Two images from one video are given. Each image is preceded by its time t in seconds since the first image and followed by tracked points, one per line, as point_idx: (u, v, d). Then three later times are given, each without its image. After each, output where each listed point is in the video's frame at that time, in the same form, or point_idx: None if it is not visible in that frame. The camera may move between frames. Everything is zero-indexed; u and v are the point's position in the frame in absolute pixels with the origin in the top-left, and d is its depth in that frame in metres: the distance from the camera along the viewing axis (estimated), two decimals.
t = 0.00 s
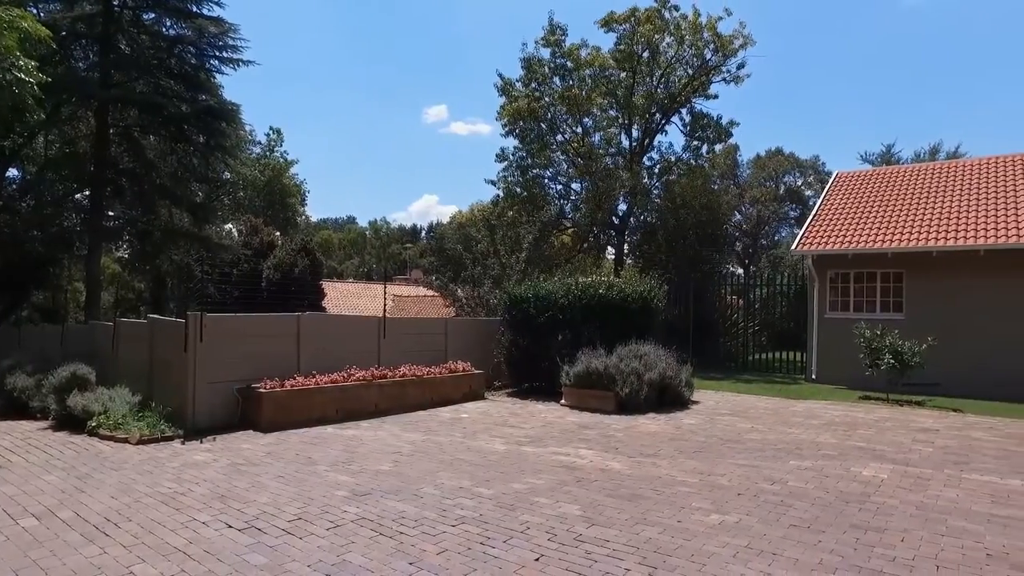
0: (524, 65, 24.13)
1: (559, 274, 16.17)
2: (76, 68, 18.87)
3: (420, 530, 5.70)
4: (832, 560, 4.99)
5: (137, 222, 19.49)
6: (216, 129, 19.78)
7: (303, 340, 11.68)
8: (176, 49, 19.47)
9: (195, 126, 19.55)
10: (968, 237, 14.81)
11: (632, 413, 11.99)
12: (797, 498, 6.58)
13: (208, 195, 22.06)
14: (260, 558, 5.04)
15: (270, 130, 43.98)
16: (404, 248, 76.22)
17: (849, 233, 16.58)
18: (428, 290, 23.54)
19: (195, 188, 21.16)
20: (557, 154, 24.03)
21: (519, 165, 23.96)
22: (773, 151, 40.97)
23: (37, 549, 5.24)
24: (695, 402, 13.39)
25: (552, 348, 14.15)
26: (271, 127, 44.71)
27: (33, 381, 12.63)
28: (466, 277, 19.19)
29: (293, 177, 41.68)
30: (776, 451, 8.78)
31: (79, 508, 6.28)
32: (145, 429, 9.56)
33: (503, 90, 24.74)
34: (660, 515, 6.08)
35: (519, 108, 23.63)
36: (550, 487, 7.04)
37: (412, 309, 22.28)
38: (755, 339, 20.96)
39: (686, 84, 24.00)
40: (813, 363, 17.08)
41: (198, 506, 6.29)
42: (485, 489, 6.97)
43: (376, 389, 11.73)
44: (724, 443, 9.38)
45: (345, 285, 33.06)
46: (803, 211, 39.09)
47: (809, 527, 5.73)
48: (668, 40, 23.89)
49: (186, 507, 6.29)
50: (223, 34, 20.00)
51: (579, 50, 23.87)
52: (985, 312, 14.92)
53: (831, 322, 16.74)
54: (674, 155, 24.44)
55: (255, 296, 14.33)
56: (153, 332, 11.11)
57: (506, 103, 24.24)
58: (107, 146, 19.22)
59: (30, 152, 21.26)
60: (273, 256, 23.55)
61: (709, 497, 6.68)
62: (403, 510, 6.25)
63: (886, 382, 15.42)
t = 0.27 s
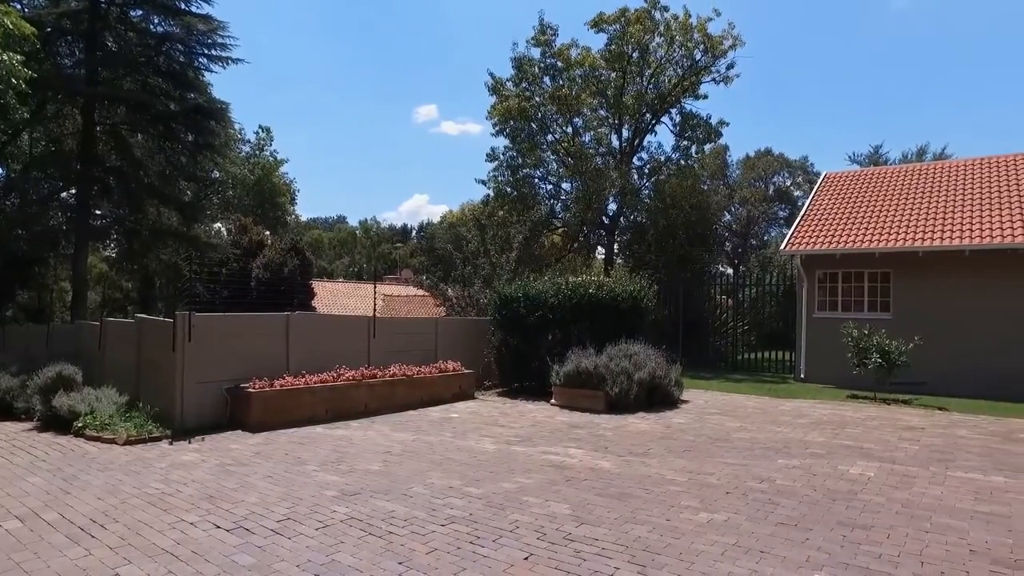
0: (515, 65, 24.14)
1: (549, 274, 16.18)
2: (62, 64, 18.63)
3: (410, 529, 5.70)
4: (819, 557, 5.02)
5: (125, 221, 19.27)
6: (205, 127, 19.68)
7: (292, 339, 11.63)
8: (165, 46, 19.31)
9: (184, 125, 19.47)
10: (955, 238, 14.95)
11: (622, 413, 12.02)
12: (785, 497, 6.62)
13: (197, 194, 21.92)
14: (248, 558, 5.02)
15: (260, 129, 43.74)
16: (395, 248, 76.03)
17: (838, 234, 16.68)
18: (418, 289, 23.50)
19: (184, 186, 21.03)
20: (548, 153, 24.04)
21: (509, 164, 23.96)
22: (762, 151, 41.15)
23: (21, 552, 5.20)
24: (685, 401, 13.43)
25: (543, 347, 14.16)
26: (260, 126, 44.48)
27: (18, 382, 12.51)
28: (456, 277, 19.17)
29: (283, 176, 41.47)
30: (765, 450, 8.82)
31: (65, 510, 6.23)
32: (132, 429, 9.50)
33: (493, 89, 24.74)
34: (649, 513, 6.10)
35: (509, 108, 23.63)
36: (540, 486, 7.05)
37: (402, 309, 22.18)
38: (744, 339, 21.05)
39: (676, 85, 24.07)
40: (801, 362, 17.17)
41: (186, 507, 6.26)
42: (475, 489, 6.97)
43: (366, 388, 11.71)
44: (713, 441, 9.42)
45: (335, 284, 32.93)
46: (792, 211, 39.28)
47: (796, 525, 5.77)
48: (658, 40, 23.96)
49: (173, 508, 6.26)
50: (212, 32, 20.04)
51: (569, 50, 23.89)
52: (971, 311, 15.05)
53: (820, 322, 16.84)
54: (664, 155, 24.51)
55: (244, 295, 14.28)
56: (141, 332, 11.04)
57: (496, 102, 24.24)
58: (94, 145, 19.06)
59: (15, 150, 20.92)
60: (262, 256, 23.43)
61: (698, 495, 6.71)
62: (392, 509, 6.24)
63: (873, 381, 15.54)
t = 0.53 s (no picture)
0: (505, 65, 24.15)
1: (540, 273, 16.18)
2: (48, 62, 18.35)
3: (400, 528, 5.70)
4: (808, 554, 5.05)
5: (113, 220, 19.08)
6: (194, 126, 19.56)
7: (282, 339, 11.60)
8: (153, 44, 19.17)
9: (173, 124, 19.26)
10: (942, 238, 15.07)
11: (612, 412, 12.05)
12: (774, 495, 6.65)
13: (186, 193, 21.79)
14: (237, 559, 5.00)
15: (250, 128, 43.55)
16: (386, 247, 75.86)
17: (826, 234, 16.78)
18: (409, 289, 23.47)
19: (173, 186, 20.89)
20: (538, 153, 24.07)
21: (500, 164, 23.97)
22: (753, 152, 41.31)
23: (7, 554, 5.16)
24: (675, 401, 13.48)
25: (534, 347, 14.17)
26: (250, 125, 44.29)
27: (4, 382, 12.41)
28: (447, 276, 19.16)
29: (273, 175, 41.32)
30: (754, 449, 8.87)
31: (51, 511, 6.19)
32: (120, 430, 9.44)
33: (484, 89, 24.74)
34: (639, 512, 6.12)
35: (499, 108, 23.64)
36: (530, 486, 7.06)
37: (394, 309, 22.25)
38: (734, 338, 21.13)
39: (666, 85, 24.14)
40: (791, 361, 17.26)
41: (174, 508, 6.23)
42: (465, 488, 6.97)
43: (356, 388, 11.69)
44: (703, 440, 9.46)
45: (325, 284, 32.83)
46: (782, 211, 39.45)
47: (785, 523, 5.80)
48: (648, 40, 24.01)
49: (161, 508, 6.23)
50: (201, 30, 19.98)
51: (560, 50, 23.92)
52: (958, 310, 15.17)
53: (809, 322, 16.93)
54: (654, 155, 24.58)
55: (234, 296, 14.22)
56: (129, 332, 10.98)
57: (487, 102, 24.24)
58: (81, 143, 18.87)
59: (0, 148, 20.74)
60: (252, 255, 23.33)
61: (688, 494, 6.74)
62: (383, 509, 6.23)
63: (862, 380, 15.65)
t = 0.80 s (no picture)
0: (495, 65, 24.15)
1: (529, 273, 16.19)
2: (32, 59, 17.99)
3: (389, 528, 5.69)
4: (795, 552, 5.09)
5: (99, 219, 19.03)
6: (182, 125, 19.42)
7: (270, 339, 11.56)
8: (140, 42, 19.02)
9: (160, 122, 19.10)
10: (928, 238, 15.21)
11: (602, 412, 12.09)
12: (761, 493, 6.69)
13: (174, 192, 21.66)
14: (225, 559, 4.98)
15: (239, 126, 43.33)
16: (375, 247, 75.66)
17: (815, 234, 16.87)
18: (398, 288, 23.42)
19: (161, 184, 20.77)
20: (528, 153, 24.08)
21: (489, 164, 23.97)
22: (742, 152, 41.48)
23: None
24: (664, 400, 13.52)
25: (523, 346, 14.18)
26: (239, 124, 44.07)
27: None
28: (437, 276, 19.15)
29: (262, 174, 41.12)
30: (742, 448, 8.92)
31: (36, 513, 6.14)
32: (106, 431, 9.37)
33: (474, 89, 24.73)
34: (628, 511, 6.14)
35: (489, 108, 23.63)
36: (519, 485, 7.07)
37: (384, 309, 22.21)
38: (723, 338, 21.22)
39: (656, 85, 24.21)
40: (779, 360, 17.34)
41: (161, 509, 6.19)
42: (454, 488, 6.97)
43: (345, 388, 11.66)
44: (691, 439, 9.50)
45: (314, 284, 32.71)
46: (770, 211, 39.63)
47: (773, 521, 5.83)
48: (638, 41, 24.08)
49: (148, 509, 6.19)
50: (189, 27, 19.87)
51: (549, 50, 23.95)
52: (944, 309, 15.31)
53: (797, 321, 17.01)
54: (644, 155, 24.64)
55: (223, 295, 14.17)
56: (115, 331, 10.91)
57: (476, 102, 24.23)
58: (66, 142, 18.67)
59: None
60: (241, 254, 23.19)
61: (677, 493, 6.76)
62: (372, 509, 6.22)
63: (849, 379, 15.76)
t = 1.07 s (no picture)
0: (485, 65, 24.14)
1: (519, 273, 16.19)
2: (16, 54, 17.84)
3: (378, 528, 5.68)
4: (782, 550, 5.12)
5: (87, 218, 18.78)
6: (170, 123, 19.32)
7: (259, 338, 11.51)
8: (127, 39, 18.87)
9: (147, 120, 19.05)
10: (914, 238, 15.33)
11: (591, 411, 12.11)
12: (749, 492, 6.73)
13: (161, 191, 21.52)
14: (213, 560, 4.96)
15: (228, 125, 43.10)
16: (365, 246, 75.44)
17: (803, 234, 16.97)
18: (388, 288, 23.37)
19: (146, 182, 20.77)
20: (518, 153, 24.08)
21: (479, 164, 23.97)
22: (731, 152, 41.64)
23: None
24: (653, 399, 13.56)
25: (513, 346, 14.18)
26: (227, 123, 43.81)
27: None
28: (426, 276, 19.13)
29: (251, 173, 40.92)
30: (731, 446, 8.96)
31: (21, 515, 6.08)
32: (93, 432, 9.30)
33: (464, 89, 24.71)
34: (617, 510, 6.16)
35: (479, 107, 23.62)
36: (509, 484, 7.07)
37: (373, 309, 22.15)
38: (712, 337, 21.30)
39: (646, 86, 24.28)
40: (768, 360, 17.43)
41: (148, 510, 6.15)
42: (444, 488, 6.96)
43: (334, 388, 11.62)
44: (680, 439, 9.54)
45: (304, 283, 32.58)
46: (759, 212, 39.81)
47: (761, 519, 5.87)
48: (628, 41, 24.13)
49: (135, 511, 6.15)
50: (176, 25, 19.80)
51: (539, 50, 23.97)
52: (930, 309, 15.45)
53: (786, 321, 17.10)
54: (633, 155, 24.70)
55: (211, 295, 14.11)
56: (102, 331, 10.82)
57: (466, 102, 24.22)
58: (52, 139, 18.50)
59: None
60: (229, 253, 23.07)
61: (665, 492, 6.79)
62: (361, 509, 6.21)
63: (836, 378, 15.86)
